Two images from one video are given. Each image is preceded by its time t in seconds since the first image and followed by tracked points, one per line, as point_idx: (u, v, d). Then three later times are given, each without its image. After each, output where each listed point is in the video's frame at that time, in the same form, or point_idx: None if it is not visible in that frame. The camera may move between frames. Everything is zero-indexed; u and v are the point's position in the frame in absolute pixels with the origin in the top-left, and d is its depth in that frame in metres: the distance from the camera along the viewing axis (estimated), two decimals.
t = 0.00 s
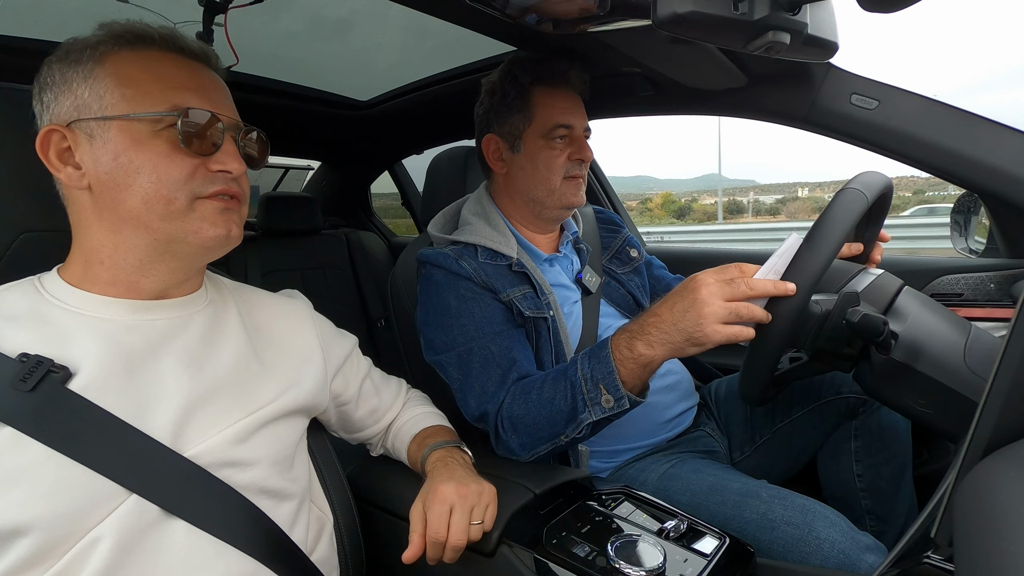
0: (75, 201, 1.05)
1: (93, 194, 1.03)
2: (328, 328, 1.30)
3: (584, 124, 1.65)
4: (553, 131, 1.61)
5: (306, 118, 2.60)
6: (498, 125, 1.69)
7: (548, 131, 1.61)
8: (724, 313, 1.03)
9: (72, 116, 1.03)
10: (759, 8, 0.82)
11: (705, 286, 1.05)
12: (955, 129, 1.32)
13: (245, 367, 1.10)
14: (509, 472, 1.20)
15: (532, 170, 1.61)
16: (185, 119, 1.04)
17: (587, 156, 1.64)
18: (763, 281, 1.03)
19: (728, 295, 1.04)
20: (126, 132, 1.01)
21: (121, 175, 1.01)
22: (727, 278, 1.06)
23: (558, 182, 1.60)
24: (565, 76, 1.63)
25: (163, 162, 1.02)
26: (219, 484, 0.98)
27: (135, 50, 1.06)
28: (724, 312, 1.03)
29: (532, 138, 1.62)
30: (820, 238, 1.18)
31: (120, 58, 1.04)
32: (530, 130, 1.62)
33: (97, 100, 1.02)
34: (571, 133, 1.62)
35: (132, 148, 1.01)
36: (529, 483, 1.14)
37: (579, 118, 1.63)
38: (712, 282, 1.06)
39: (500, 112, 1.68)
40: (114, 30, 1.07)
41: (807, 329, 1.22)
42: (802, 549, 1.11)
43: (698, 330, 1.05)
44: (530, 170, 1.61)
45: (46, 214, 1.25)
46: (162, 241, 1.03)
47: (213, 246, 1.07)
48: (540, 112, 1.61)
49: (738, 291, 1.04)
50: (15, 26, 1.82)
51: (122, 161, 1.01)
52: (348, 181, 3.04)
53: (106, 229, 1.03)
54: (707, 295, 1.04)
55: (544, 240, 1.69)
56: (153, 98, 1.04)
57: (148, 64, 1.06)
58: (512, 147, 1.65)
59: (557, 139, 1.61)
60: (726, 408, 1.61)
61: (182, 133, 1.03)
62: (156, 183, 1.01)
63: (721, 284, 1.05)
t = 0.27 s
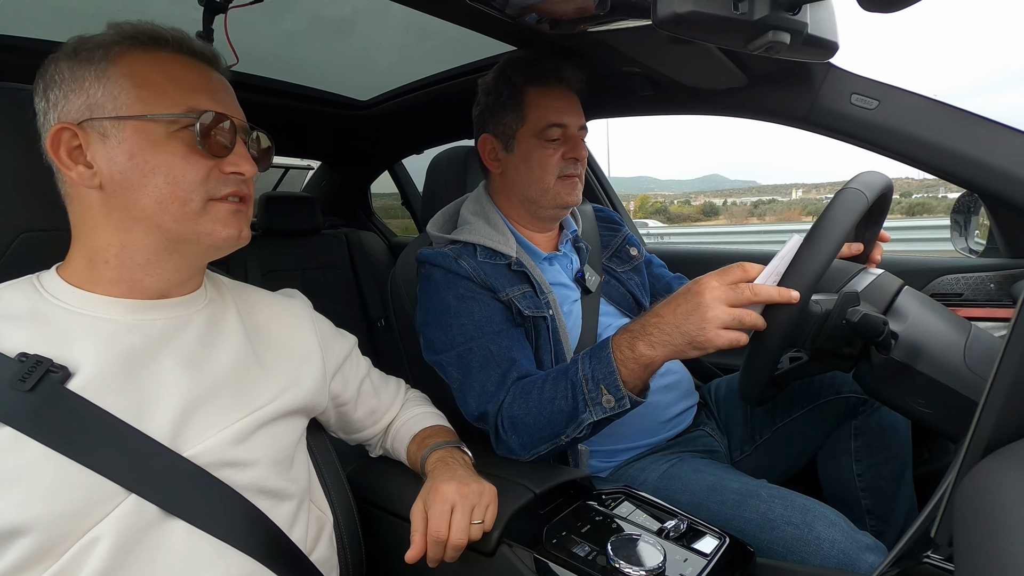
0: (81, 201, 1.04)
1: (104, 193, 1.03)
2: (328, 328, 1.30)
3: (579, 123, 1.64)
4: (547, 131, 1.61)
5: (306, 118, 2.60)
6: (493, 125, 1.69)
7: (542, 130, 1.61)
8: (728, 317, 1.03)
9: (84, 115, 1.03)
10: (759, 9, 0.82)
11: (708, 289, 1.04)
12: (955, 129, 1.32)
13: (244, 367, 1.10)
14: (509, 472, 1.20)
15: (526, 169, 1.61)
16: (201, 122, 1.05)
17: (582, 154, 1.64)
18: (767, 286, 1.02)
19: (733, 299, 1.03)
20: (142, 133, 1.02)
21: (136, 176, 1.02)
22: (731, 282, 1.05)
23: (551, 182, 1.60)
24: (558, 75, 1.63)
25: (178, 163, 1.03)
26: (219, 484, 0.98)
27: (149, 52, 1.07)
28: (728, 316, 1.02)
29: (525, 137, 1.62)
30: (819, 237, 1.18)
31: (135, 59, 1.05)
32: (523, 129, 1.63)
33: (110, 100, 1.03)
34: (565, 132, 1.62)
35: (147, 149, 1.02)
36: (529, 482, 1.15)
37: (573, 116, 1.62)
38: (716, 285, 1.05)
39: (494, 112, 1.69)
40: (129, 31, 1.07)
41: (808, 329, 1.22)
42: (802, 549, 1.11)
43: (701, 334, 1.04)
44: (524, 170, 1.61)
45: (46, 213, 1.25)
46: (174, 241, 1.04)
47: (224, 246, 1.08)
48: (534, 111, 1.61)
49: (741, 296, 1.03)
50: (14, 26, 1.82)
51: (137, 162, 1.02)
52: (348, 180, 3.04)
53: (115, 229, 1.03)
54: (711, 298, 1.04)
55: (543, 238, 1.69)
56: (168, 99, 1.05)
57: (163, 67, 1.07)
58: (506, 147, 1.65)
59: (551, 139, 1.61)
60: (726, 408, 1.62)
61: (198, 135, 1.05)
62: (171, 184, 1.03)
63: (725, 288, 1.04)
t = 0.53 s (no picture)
0: (87, 202, 1.04)
1: (112, 195, 1.03)
2: (328, 328, 1.30)
3: (575, 121, 1.64)
4: (543, 130, 1.61)
5: (306, 119, 2.60)
6: (490, 128, 1.70)
7: (538, 131, 1.61)
8: (729, 319, 1.02)
9: (92, 117, 1.03)
10: (759, 9, 0.82)
11: (709, 291, 1.04)
12: (956, 129, 1.32)
13: (244, 368, 1.10)
14: (509, 473, 1.20)
15: (523, 170, 1.61)
16: (210, 125, 1.06)
17: (579, 153, 1.63)
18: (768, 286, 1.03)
19: (734, 300, 1.03)
20: (151, 135, 1.03)
21: (146, 178, 1.02)
22: (732, 283, 1.05)
23: (549, 182, 1.60)
24: (552, 74, 1.63)
25: (187, 165, 1.04)
26: (220, 485, 0.98)
27: (157, 54, 1.07)
28: (729, 317, 1.02)
29: (522, 138, 1.62)
30: (820, 238, 1.18)
31: (143, 61, 1.06)
32: (518, 131, 1.63)
33: (119, 102, 1.03)
34: (561, 131, 1.61)
35: (157, 151, 1.03)
36: (529, 482, 1.15)
37: (569, 116, 1.62)
38: (717, 286, 1.05)
39: (491, 115, 1.70)
40: (136, 32, 1.07)
41: (808, 329, 1.22)
42: (802, 549, 1.11)
43: (702, 337, 1.04)
44: (521, 171, 1.61)
45: (46, 213, 1.25)
46: (182, 243, 1.05)
47: (231, 247, 1.09)
48: (529, 112, 1.61)
49: (743, 297, 1.02)
50: (14, 26, 1.82)
51: (147, 164, 1.02)
52: (348, 181, 3.04)
53: (122, 230, 1.03)
54: (712, 300, 1.03)
55: (543, 238, 1.69)
56: (177, 102, 1.06)
57: (172, 70, 1.07)
58: (503, 149, 1.66)
59: (547, 139, 1.61)
60: (726, 408, 1.61)
61: (207, 139, 1.06)
62: (181, 186, 1.03)
63: (726, 289, 1.04)
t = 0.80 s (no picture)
0: (88, 202, 1.04)
1: (114, 195, 1.03)
2: (328, 328, 1.30)
3: (576, 120, 1.64)
4: (544, 130, 1.61)
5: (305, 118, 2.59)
6: (490, 130, 1.70)
7: (539, 130, 1.61)
8: (712, 306, 1.00)
9: (95, 117, 1.03)
10: (759, 9, 0.82)
11: (687, 282, 1.00)
12: (956, 129, 1.32)
13: (244, 368, 1.10)
14: (509, 473, 1.20)
15: (525, 170, 1.61)
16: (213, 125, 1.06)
17: (580, 152, 1.63)
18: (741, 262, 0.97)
19: (713, 287, 1.00)
20: (154, 135, 1.03)
21: (148, 178, 1.02)
22: (708, 267, 1.01)
23: (552, 181, 1.60)
24: (552, 74, 1.64)
25: (190, 165, 1.04)
26: (220, 485, 0.98)
27: (160, 54, 1.07)
28: (712, 305, 1.00)
29: (523, 138, 1.62)
30: (821, 236, 1.18)
31: (146, 61, 1.06)
32: (519, 131, 1.63)
33: (122, 102, 1.03)
34: (562, 130, 1.62)
35: (159, 151, 1.03)
36: (529, 482, 1.15)
37: (570, 114, 1.62)
38: (694, 274, 1.01)
39: (490, 117, 1.70)
40: (139, 32, 1.08)
41: (808, 328, 1.22)
42: (802, 549, 1.11)
43: (691, 329, 1.02)
44: (523, 171, 1.61)
45: (47, 213, 1.25)
46: (184, 242, 1.05)
47: (233, 247, 1.09)
48: (530, 112, 1.62)
49: (721, 281, 0.99)
50: (14, 26, 1.82)
51: (149, 164, 1.02)
52: (348, 180, 3.04)
53: (124, 230, 1.03)
54: (692, 290, 1.00)
55: (544, 237, 1.68)
56: (179, 103, 1.06)
57: (175, 70, 1.07)
58: (504, 150, 1.66)
59: (548, 138, 1.61)
60: (726, 408, 1.61)
61: (210, 139, 1.06)
62: (183, 185, 1.04)
63: (703, 276, 1.00)
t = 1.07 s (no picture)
0: (85, 201, 1.04)
1: (111, 193, 1.03)
2: (328, 327, 1.30)
3: (573, 121, 1.64)
4: (541, 131, 1.61)
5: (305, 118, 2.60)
6: (488, 131, 1.70)
7: (535, 132, 1.61)
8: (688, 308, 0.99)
9: (90, 116, 1.03)
10: (759, 9, 0.82)
11: (660, 288, 0.98)
12: (955, 129, 1.32)
13: (244, 368, 1.10)
14: (509, 473, 1.20)
15: (523, 172, 1.61)
16: (207, 122, 1.06)
17: (579, 153, 1.62)
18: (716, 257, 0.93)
19: (688, 289, 0.97)
20: (150, 133, 1.03)
21: (145, 176, 1.02)
22: (681, 268, 0.97)
23: (550, 183, 1.59)
24: (548, 75, 1.63)
25: (186, 163, 1.04)
26: (220, 484, 0.98)
27: (152, 52, 1.07)
28: (689, 307, 0.99)
29: (520, 140, 1.62)
30: (819, 238, 1.18)
31: (139, 59, 1.06)
32: (517, 133, 1.63)
33: (116, 100, 1.03)
34: (559, 131, 1.61)
35: (155, 149, 1.03)
36: (529, 483, 1.14)
37: (566, 115, 1.62)
38: (666, 278, 0.98)
39: (488, 118, 1.70)
40: (131, 31, 1.08)
41: (808, 329, 1.22)
42: (802, 549, 1.11)
43: (674, 332, 1.02)
44: (521, 173, 1.61)
45: (47, 213, 1.25)
46: (181, 240, 1.05)
47: (231, 244, 1.10)
48: (527, 114, 1.61)
49: (696, 282, 0.96)
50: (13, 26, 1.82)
51: (145, 162, 1.02)
52: (348, 181, 3.04)
53: (120, 228, 1.03)
54: (667, 296, 0.98)
55: (543, 238, 1.68)
56: (174, 100, 1.06)
57: (168, 67, 1.07)
58: (502, 152, 1.66)
59: (545, 139, 1.61)
60: (726, 408, 1.61)
61: (205, 135, 1.06)
62: (180, 183, 1.04)
63: (676, 278, 0.98)
